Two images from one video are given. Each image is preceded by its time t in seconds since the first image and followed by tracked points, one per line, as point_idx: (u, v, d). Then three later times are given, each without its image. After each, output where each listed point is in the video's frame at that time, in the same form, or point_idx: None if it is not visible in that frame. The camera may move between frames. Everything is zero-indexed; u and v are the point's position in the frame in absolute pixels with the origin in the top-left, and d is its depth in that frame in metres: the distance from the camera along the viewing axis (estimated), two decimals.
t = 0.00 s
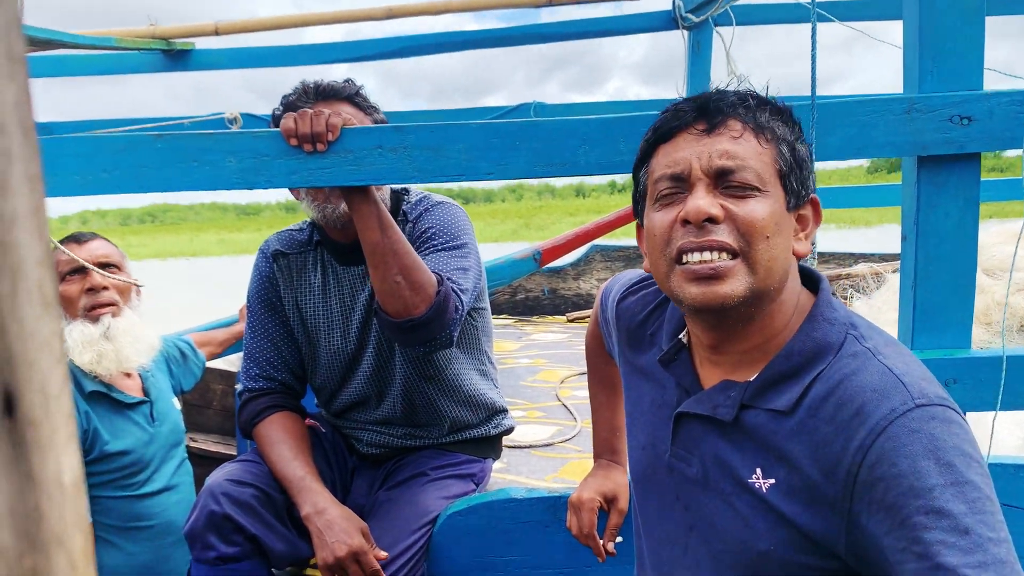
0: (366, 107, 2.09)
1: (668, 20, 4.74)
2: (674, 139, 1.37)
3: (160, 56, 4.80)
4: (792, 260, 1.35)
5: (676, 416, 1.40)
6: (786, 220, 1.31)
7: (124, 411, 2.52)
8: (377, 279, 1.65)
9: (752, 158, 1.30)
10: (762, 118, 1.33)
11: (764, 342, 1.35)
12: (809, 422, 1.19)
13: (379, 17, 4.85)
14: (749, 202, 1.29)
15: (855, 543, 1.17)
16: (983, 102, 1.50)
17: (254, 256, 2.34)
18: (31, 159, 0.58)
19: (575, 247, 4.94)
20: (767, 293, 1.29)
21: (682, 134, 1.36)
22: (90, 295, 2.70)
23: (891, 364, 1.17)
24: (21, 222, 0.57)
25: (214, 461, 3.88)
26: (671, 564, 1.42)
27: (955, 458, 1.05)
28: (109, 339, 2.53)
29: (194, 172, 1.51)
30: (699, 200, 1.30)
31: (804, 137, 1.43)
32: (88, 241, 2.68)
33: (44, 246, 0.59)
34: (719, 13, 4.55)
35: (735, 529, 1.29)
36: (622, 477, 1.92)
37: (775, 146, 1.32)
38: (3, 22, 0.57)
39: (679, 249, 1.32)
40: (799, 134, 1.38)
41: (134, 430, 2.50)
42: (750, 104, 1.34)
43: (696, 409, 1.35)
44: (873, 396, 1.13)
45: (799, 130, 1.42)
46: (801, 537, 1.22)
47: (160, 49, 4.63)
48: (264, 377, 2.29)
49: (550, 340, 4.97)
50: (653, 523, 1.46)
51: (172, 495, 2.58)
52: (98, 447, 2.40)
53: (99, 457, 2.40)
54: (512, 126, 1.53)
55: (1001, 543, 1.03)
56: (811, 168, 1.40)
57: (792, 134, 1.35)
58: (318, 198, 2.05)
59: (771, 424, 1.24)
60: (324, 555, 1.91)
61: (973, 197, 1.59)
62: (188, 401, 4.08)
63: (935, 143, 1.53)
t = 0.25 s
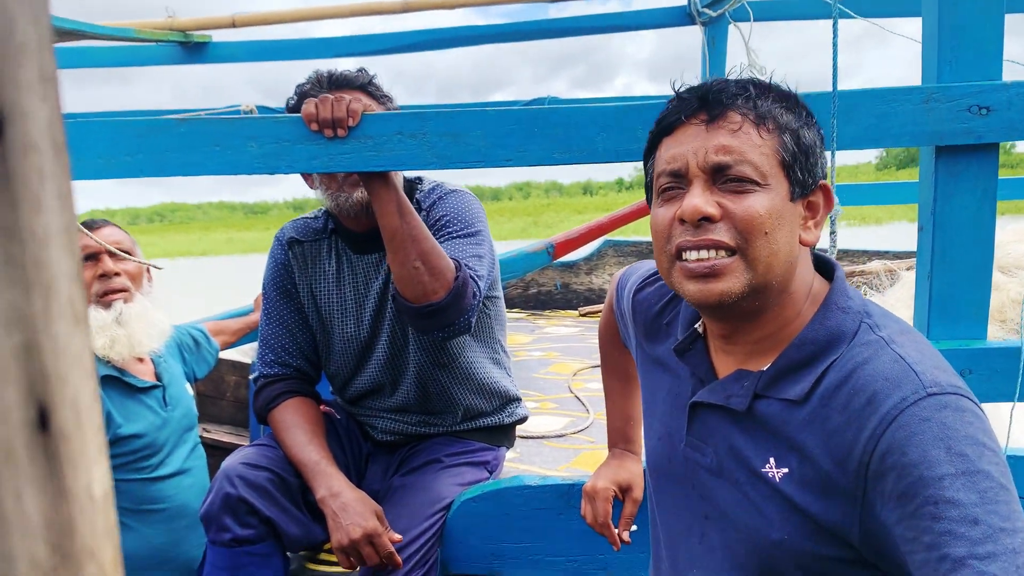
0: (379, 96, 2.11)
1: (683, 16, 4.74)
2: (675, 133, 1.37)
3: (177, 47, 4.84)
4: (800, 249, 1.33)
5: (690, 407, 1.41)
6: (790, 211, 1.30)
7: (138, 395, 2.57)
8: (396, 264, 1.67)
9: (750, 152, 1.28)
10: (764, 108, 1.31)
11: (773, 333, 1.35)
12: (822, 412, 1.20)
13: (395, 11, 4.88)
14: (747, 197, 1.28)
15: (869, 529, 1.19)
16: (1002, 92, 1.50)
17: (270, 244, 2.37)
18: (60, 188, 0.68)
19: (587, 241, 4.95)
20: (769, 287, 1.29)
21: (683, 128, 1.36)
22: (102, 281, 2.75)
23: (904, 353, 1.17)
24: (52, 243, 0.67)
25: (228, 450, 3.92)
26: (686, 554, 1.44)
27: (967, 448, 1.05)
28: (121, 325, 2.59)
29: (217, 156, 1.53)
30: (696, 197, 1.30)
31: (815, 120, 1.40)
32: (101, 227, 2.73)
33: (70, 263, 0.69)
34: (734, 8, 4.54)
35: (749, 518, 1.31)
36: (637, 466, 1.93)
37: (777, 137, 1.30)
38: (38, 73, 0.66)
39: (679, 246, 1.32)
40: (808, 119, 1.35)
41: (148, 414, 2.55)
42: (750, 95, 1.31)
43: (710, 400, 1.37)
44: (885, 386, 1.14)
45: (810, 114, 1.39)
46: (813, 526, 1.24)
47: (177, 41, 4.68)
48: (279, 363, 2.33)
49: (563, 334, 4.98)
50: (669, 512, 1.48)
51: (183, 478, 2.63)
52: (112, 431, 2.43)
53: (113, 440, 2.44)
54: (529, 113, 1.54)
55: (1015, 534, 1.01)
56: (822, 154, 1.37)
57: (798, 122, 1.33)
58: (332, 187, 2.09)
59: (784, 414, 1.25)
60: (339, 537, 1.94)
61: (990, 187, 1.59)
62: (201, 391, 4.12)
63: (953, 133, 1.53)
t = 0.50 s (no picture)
0: (393, 90, 2.15)
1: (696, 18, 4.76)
2: (675, 128, 1.39)
3: (194, 47, 4.91)
4: (800, 242, 1.34)
5: (696, 399, 1.44)
6: (788, 205, 1.30)
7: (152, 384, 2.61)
8: (413, 254, 1.70)
9: (746, 148, 1.29)
10: (761, 103, 1.31)
11: (775, 325, 1.37)
12: (821, 403, 1.22)
13: (410, 11, 4.93)
14: (742, 194, 1.29)
15: (866, 521, 1.19)
16: (1013, 88, 1.53)
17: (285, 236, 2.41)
18: (79, 225, 0.55)
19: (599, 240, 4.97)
20: (766, 282, 1.31)
21: (681, 124, 1.37)
22: (117, 272, 2.81)
23: (902, 344, 1.18)
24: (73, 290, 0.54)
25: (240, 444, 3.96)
26: (690, 544, 1.46)
27: (963, 438, 1.05)
28: (136, 315, 2.65)
29: (237, 145, 1.56)
30: (692, 194, 1.32)
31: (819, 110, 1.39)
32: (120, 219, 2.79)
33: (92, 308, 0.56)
34: (748, 10, 4.56)
35: (751, 509, 1.33)
36: (648, 458, 1.95)
37: (774, 131, 1.30)
38: (56, 99, 0.53)
39: (676, 243, 1.35)
40: (809, 111, 1.35)
41: (161, 403, 2.60)
42: (746, 90, 1.32)
43: (713, 391, 1.39)
44: (882, 377, 1.15)
45: (813, 104, 1.38)
46: (814, 516, 1.26)
47: (194, 40, 4.74)
48: (292, 353, 2.36)
49: (574, 333, 5.00)
50: (674, 502, 1.51)
51: (196, 467, 2.66)
52: (126, 419, 2.47)
53: (127, 428, 2.47)
54: (546, 106, 1.57)
55: (1013, 524, 1.01)
56: (824, 145, 1.37)
57: (797, 115, 1.32)
58: (346, 179, 2.12)
59: (784, 405, 1.27)
60: (348, 524, 1.98)
61: (1001, 183, 1.61)
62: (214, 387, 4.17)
63: (965, 129, 1.55)
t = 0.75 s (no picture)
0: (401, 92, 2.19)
1: (703, 26, 4.80)
2: (678, 124, 1.42)
3: (207, 53, 4.97)
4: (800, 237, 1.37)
5: (693, 393, 1.46)
6: (790, 200, 1.33)
7: (163, 381, 2.66)
8: (422, 251, 1.73)
9: (750, 141, 1.32)
10: (763, 99, 1.34)
11: (776, 320, 1.39)
12: (813, 399, 1.24)
13: (420, 18, 4.98)
14: (747, 187, 1.32)
15: (859, 516, 1.21)
16: (1015, 88, 1.54)
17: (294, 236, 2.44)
18: (96, 266, 0.63)
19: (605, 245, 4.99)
20: (770, 276, 1.33)
21: (685, 120, 1.40)
22: (132, 270, 2.86)
23: (893, 340, 1.20)
24: (88, 323, 0.62)
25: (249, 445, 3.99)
26: (688, 538, 1.48)
27: (951, 433, 1.06)
28: (147, 313, 2.69)
29: (252, 143, 1.60)
30: (697, 187, 1.34)
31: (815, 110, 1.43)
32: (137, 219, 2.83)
33: (106, 343, 0.64)
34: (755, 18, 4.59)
35: (747, 503, 1.34)
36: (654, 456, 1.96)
37: (776, 127, 1.34)
38: (76, 142, 0.61)
39: (681, 236, 1.37)
40: (806, 109, 1.38)
41: (171, 400, 2.63)
42: (748, 86, 1.35)
43: (709, 386, 1.42)
44: (872, 373, 1.16)
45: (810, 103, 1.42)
46: (809, 510, 1.27)
47: (206, 46, 4.80)
48: (300, 351, 2.39)
49: (580, 337, 5.02)
50: (673, 497, 1.53)
51: (206, 463, 2.69)
52: (136, 416, 2.51)
53: (138, 425, 2.51)
54: (554, 105, 1.60)
55: (1000, 518, 1.02)
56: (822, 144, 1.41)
57: (796, 112, 1.36)
58: (355, 179, 2.15)
59: (777, 400, 1.29)
60: (353, 519, 2.01)
61: (1004, 183, 1.62)
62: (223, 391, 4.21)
63: (968, 129, 1.57)
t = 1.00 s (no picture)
0: (406, 102, 2.24)
1: (705, 37, 4.84)
2: (685, 119, 1.46)
3: (215, 66, 5.04)
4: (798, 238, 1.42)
5: (684, 397, 1.48)
6: (793, 197, 1.39)
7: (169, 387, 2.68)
8: (424, 256, 1.76)
9: (760, 134, 1.38)
10: (768, 100, 1.42)
11: (774, 320, 1.40)
12: (804, 399, 1.25)
13: (424, 31, 5.04)
14: (758, 176, 1.36)
15: (851, 515, 1.23)
16: (1007, 96, 1.56)
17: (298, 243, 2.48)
18: (125, 318, 0.68)
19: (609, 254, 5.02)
20: (777, 270, 1.35)
21: (693, 114, 1.45)
22: (144, 277, 2.89)
23: (882, 340, 1.22)
24: (118, 371, 0.68)
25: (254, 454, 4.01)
26: (681, 541, 1.49)
27: (938, 430, 1.08)
28: (155, 321, 2.73)
29: (257, 151, 1.64)
30: (711, 173, 1.38)
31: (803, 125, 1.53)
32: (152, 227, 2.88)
33: (134, 388, 0.69)
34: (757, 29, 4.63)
35: (739, 505, 1.36)
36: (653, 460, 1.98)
37: (781, 125, 1.41)
38: (107, 201, 0.66)
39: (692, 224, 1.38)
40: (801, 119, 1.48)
41: (178, 406, 2.66)
42: (756, 86, 1.43)
43: (699, 390, 1.44)
44: (861, 371, 1.19)
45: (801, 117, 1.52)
46: (800, 510, 1.29)
47: (214, 58, 4.87)
48: (303, 356, 2.43)
49: (584, 346, 5.04)
50: (666, 501, 1.54)
51: (211, 469, 2.72)
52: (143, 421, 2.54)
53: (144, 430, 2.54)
54: (552, 113, 1.63)
55: (985, 515, 1.04)
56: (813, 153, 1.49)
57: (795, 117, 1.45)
58: (359, 186, 2.20)
59: (768, 401, 1.31)
60: (349, 524, 2.03)
61: (999, 190, 1.64)
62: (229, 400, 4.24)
63: (961, 136, 1.60)
